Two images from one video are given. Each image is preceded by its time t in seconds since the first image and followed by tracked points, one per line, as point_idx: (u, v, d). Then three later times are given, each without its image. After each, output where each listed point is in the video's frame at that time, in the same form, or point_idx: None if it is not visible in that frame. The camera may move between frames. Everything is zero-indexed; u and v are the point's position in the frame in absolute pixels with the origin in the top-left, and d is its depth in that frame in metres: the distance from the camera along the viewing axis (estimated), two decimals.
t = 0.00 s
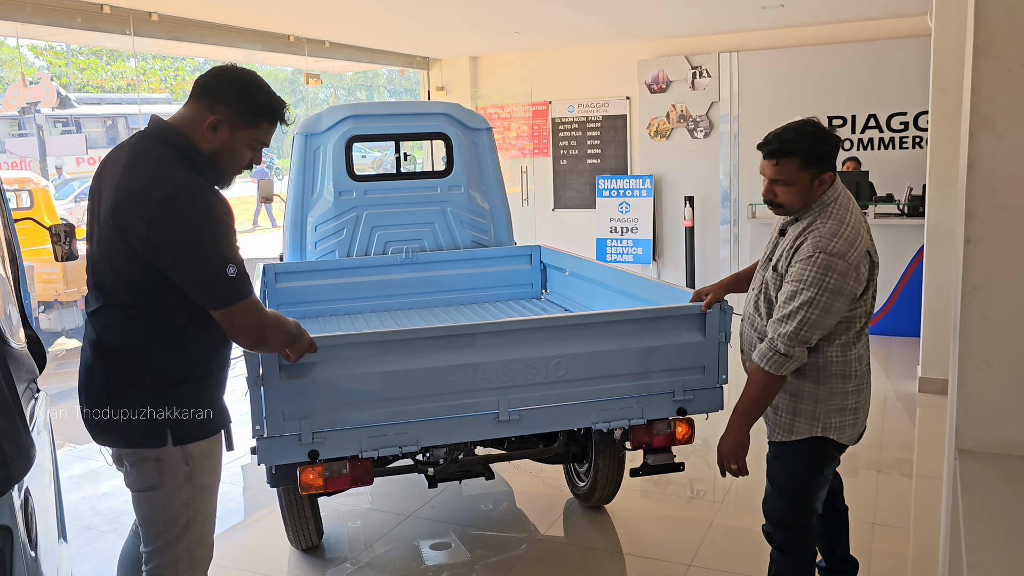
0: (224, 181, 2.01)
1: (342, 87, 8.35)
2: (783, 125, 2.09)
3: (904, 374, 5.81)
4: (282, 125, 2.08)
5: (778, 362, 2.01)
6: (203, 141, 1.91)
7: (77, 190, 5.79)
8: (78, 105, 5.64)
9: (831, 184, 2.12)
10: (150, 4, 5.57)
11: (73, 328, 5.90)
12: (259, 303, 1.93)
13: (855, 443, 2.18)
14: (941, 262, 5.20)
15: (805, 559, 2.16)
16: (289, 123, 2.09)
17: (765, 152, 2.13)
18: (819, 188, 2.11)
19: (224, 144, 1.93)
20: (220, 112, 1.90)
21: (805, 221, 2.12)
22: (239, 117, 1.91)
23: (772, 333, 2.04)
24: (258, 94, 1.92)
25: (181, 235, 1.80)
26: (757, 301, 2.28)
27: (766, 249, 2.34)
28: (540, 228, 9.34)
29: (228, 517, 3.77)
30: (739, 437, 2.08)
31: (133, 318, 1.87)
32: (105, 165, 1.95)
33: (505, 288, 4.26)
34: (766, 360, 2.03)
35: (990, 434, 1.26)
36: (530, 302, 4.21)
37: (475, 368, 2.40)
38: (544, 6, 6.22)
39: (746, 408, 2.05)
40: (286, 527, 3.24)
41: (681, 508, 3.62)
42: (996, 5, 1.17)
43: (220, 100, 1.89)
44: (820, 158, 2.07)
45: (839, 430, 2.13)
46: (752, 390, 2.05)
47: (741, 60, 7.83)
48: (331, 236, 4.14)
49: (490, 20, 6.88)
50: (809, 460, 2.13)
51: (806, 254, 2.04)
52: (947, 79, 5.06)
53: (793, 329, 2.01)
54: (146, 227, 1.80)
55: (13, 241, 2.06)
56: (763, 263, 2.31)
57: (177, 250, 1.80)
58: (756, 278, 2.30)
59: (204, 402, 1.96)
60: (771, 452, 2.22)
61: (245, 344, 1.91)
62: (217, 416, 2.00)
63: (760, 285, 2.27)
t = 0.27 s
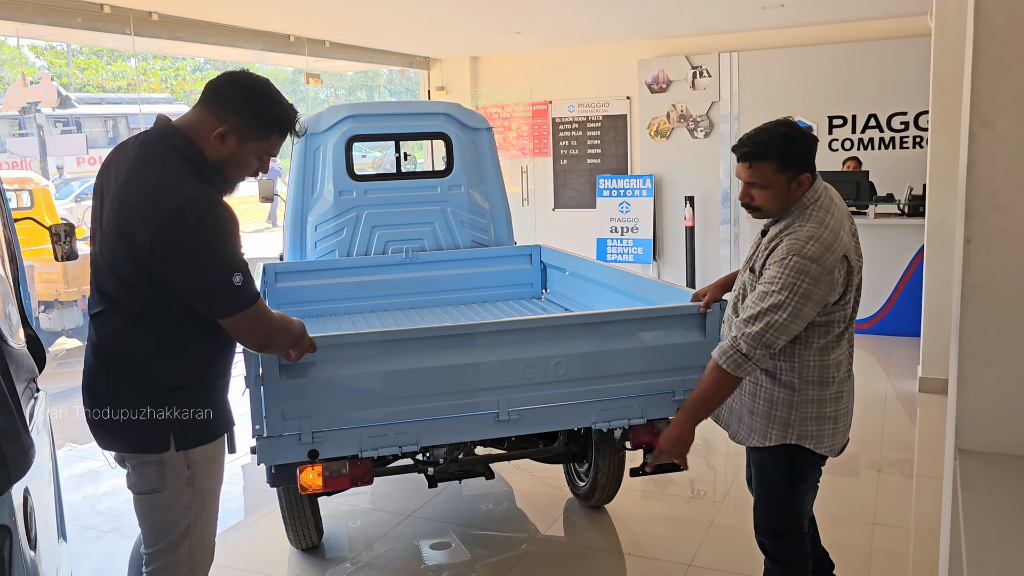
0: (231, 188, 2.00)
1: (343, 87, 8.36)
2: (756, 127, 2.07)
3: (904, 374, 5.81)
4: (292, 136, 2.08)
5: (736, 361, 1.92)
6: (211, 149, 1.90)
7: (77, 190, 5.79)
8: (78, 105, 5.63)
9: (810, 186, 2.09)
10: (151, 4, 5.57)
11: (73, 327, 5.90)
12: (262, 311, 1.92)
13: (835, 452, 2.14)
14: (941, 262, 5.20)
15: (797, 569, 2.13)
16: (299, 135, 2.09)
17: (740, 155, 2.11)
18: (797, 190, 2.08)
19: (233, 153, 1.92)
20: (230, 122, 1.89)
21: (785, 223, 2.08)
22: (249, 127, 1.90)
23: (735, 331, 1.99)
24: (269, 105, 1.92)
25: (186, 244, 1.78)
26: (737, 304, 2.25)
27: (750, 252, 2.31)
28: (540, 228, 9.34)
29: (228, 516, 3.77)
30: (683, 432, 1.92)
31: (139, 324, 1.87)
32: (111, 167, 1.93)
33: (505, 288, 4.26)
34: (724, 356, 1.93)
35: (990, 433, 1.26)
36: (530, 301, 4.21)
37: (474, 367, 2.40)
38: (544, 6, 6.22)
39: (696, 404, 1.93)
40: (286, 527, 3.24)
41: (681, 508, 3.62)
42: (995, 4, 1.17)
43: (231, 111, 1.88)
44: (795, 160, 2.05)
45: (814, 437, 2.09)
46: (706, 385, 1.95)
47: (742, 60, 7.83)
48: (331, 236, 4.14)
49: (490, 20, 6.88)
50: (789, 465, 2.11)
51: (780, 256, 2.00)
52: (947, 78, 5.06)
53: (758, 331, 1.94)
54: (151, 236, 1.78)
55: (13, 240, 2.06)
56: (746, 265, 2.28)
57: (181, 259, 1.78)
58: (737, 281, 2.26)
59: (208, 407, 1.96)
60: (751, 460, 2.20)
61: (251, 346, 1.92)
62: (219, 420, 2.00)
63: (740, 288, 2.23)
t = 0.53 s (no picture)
0: (235, 191, 2.00)
1: (343, 87, 8.36)
2: (746, 129, 2.07)
3: (905, 374, 5.80)
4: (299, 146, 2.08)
5: (695, 339, 1.93)
6: (217, 156, 1.89)
7: (79, 189, 5.80)
8: (79, 105, 5.63)
9: (801, 187, 2.08)
10: (152, 4, 5.57)
11: (74, 327, 5.90)
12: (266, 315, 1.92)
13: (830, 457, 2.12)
14: (942, 261, 5.20)
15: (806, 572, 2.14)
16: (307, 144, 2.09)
17: (731, 157, 2.11)
18: (790, 192, 2.08)
19: (238, 161, 1.92)
20: (237, 133, 1.88)
21: (778, 225, 2.08)
22: (256, 137, 1.90)
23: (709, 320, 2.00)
24: (279, 116, 1.91)
25: (189, 249, 1.78)
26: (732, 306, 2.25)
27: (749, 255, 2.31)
28: (541, 228, 9.33)
29: (228, 516, 3.77)
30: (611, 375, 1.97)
31: (142, 328, 1.87)
32: (113, 168, 1.93)
33: (505, 287, 4.26)
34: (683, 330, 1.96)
35: (990, 432, 1.26)
36: (530, 301, 4.21)
37: (475, 366, 2.40)
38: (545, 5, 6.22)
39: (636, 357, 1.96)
40: (286, 526, 3.25)
41: (681, 508, 3.62)
42: (994, 3, 1.17)
43: (240, 122, 1.88)
44: (786, 162, 2.04)
45: (804, 440, 2.08)
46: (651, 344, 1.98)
47: (742, 60, 7.83)
48: (332, 235, 4.14)
49: (491, 19, 6.88)
50: (789, 471, 2.11)
51: (767, 255, 2.00)
52: (948, 78, 5.06)
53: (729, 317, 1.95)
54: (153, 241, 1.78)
55: (14, 240, 2.06)
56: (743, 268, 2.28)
57: (184, 263, 1.78)
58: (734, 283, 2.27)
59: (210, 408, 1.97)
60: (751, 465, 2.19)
61: (257, 345, 1.92)
62: (221, 421, 2.01)
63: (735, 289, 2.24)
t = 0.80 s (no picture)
0: (234, 190, 2.00)
1: (345, 85, 8.36)
2: (743, 127, 2.07)
3: (907, 373, 5.79)
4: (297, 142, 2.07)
5: (705, 354, 1.90)
6: (217, 155, 1.89)
7: (80, 188, 5.81)
8: (81, 104, 5.63)
9: (798, 187, 2.07)
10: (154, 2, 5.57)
11: (75, 326, 5.90)
12: (268, 313, 1.92)
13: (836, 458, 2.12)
14: (944, 260, 5.19)
15: None
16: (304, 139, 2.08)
17: (727, 155, 2.11)
18: (785, 191, 2.07)
19: (237, 160, 1.91)
20: (236, 130, 1.88)
21: (777, 226, 2.08)
22: (256, 136, 1.89)
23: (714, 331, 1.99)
24: (279, 114, 1.90)
25: (192, 249, 1.78)
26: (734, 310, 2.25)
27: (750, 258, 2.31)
28: (542, 226, 9.32)
29: (229, 515, 3.77)
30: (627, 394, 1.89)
31: (144, 328, 1.86)
32: (110, 169, 1.92)
33: (506, 286, 4.25)
34: (691, 344, 1.94)
35: (992, 430, 1.26)
36: (532, 299, 4.21)
37: (476, 364, 2.40)
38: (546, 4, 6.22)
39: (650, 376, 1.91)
40: (288, 525, 3.24)
41: (683, 506, 3.61)
42: None
43: (240, 119, 1.87)
44: (781, 161, 2.03)
45: (812, 443, 2.07)
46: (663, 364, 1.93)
47: (744, 58, 7.82)
48: (333, 233, 4.13)
49: (492, 18, 6.88)
50: (796, 473, 2.10)
51: (767, 259, 2.00)
52: (950, 76, 5.05)
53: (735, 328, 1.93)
54: (155, 242, 1.78)
55: (14, 237, 2.06)
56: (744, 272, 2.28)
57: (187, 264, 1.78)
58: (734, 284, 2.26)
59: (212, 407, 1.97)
60: (757, 469, 2.19)
61: (258, 343, 1.92)
62: (223, 420, 2.01)
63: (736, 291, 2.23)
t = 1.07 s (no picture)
0: (235, 184, 1.99)
1: (346, 83, 8.35)
2: (766, 109, 2.08)
3: (910, 370, 5.78)
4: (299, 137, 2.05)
5: (781, 382, 1.88)
6: (217, 150, 1.88)
7: (82, 186, 5.77)
8: (83, 102, 5.60)
9: (809, 177, 2.05)
10: None
11: (77, 323, 5.90)
12: (271, 308, 1.92)
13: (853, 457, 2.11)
14: (947, 258, 5.18)
15: None
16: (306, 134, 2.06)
17: (746, 135, 2.11)
18: (796, 179, 2.05)
19: (238, 154, 1.90)
20: (236, 124, 1.86)
21: (788, 222, 2.05)
22: (256, 130, 1.88)
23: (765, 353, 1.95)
24: (278, 107, 1.89)
25: (194, 246, 1.77)
26: (741, 309, 2.20)
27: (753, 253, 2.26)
28: (544, 224, 9.31)
29: (231, 512, 3.77)
30: (751, 475, 1.89)
31: (145, 325, 1.86)
32: (112, 162, 1.91)
33: (509, 282, 4.25)
34: (763, 382, 1.90)
35: (996, 426, 1.26)
36: (534, 296, 4.20)
37: (479, 361, 2.39)
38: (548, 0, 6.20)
39: (757, 440, 1.90)
40: (290, 522, 3.24)
41: (685, 504, 3.61)
42: None
43: (239, 114, 1.86)
44: (797, 144, 2.03)
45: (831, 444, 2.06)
46: (757, 420, 1.91)
47: (746, 55, 7.81)
48: (335, 230, 4.13)
49: (494, 15, 6.86)
50: (807, 472, 2.09)
51: (786, 262, 1.95)
52: (954, 73, 5.03)
53: (788, 346, 1.90)
54: (156, 240, 1.77)
55: (16, 232, 2.05)
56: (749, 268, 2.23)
57: (189, 260, 1.77)
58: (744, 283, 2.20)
59: (212, 405, 1.96)
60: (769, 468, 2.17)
61: (261, 338, 1.92)
62: (224, 417, 2.01)
63: (747, 290, 2.18)
